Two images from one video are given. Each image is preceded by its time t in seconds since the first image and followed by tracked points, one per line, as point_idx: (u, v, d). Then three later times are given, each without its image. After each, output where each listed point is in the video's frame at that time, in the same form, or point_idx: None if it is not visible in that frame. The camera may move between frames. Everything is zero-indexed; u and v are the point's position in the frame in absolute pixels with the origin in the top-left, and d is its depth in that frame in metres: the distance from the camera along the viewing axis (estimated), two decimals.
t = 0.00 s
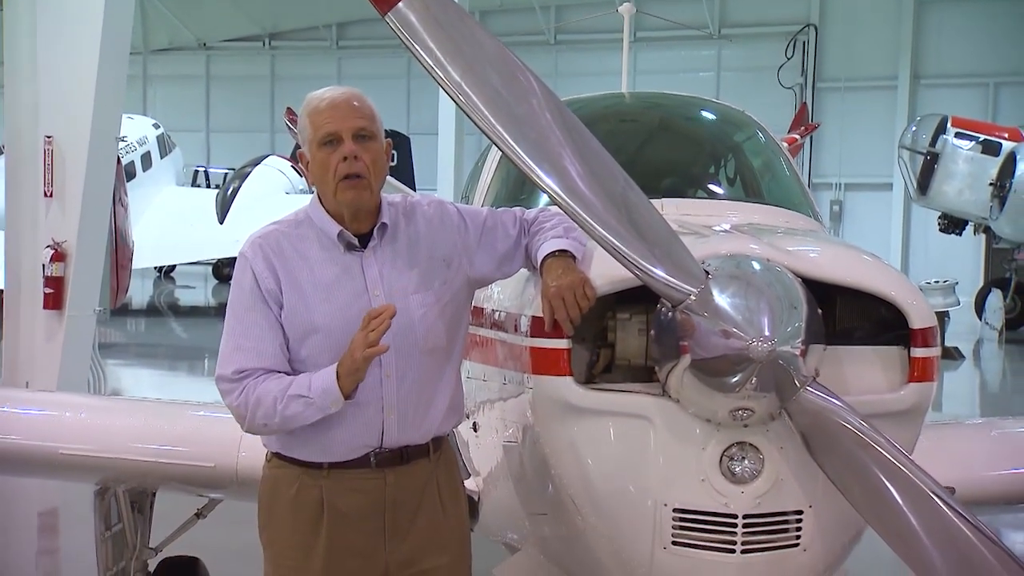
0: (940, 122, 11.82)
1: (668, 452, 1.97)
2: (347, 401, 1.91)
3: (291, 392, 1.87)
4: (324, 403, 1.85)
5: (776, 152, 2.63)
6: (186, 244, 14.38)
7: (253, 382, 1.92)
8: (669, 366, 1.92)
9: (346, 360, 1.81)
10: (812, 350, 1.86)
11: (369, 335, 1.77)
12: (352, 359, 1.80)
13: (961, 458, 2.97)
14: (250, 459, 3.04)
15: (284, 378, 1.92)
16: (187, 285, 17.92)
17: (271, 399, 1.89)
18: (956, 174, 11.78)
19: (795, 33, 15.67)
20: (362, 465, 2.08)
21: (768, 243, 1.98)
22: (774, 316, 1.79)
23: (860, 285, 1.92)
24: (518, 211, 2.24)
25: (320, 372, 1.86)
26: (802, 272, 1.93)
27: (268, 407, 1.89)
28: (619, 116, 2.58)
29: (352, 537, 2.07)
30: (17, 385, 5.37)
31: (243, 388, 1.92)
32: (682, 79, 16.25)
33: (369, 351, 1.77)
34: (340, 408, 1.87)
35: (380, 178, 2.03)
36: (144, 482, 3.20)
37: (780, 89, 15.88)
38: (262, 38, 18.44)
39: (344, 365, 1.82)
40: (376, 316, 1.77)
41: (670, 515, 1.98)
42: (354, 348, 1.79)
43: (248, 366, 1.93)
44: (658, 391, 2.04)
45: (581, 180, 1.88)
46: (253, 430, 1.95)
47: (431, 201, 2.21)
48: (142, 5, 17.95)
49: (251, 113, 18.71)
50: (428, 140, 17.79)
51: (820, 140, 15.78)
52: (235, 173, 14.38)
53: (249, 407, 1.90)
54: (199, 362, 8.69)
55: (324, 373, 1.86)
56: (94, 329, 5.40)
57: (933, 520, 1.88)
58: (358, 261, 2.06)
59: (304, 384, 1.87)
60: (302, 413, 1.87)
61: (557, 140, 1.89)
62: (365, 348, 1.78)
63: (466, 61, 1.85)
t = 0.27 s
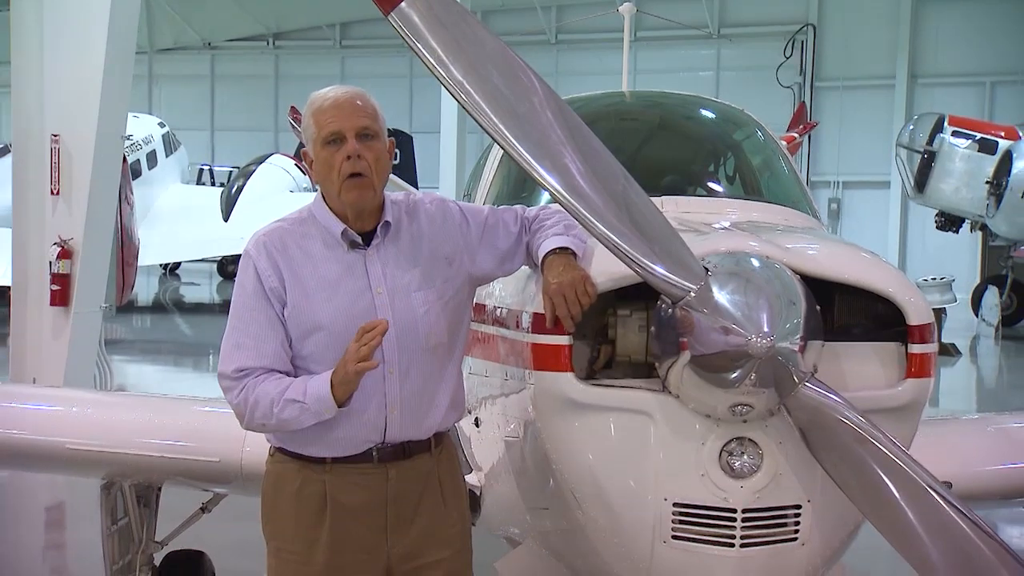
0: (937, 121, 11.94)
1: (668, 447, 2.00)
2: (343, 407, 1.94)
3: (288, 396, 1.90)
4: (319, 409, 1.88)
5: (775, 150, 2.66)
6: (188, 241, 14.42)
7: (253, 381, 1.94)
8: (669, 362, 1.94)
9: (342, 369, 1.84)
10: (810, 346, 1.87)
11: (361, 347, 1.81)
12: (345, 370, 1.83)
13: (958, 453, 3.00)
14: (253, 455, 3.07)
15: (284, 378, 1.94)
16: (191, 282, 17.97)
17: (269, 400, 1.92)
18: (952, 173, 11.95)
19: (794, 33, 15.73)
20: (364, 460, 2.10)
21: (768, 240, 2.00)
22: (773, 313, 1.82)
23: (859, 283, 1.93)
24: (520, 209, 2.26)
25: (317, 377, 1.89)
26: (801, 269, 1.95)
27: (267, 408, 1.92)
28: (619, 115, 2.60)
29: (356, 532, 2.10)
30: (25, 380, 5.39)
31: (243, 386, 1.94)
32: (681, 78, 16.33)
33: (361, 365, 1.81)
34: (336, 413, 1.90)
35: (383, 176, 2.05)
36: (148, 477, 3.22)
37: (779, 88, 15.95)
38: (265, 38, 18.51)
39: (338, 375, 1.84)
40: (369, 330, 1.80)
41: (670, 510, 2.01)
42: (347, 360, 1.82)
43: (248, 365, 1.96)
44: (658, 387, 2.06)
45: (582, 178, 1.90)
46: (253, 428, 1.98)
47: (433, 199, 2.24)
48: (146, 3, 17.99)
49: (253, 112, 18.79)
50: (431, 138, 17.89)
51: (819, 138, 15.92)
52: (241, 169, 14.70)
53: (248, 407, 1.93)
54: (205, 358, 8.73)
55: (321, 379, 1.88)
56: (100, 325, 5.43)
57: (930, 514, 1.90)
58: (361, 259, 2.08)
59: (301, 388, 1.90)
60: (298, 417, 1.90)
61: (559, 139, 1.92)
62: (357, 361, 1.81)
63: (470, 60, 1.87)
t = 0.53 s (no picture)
0: (934, 119, 11.89)
1: (668, 442, 2.02)
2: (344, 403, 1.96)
3: (290, 392, 1.92)
4: (321, 404, 1.90)
5: (774, 148, 2.68)
6: (190, 238, 14.46)
7: (255, 377, 1.96)
8: (668, 358, 1.96)
9: (343, 365, 1.86)
10: (810, 342, 1.89)
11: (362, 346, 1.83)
12: (347, 367, 1.85)
13: (957, 449, 3.01)
14: (257, 450, 3.09)
15: (285, 374, 1.96)
16: (196, 279, 18.03)
17: (271, 396, 1.93)
18: (949, 170, 11.98)
19: (792, 31, 15.77)
20: (365, 455, 2.12)
21: (766, 237, 2.02)
22: (772, 309, 1.82)
23: (856, 279, 1.96)
24: (520, 207, 2.28)
25: (319, 373, 1.91)
26: (800, 266, 1.96)
27: (268, 404, 1.94)
28: (620, 113, 2.62)
29: (358, 525, 2.12)
30: (32, 375, 5.43)
31: (246, 382, 1.96)
32: (681, 77, 16.37)
33: (361, 362, 1.83)
34: (337, 409, 1.92)
35: (384, 174, 2.07)
36: (153, 472, 3.25)
37: (778, 87, 15.98)
38: (268, 37, 18.52)
39: (339, 371, 1.86)
40: (370, 327, 1.82)
41: (670, 504, 2.03)
42: (348, 357, 1.84)
43: (250, 361, 1.98)
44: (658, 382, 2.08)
45: (582, 176, 1.92)
46: (255, 423, 2.00)
47: (434, 197, 2.26)
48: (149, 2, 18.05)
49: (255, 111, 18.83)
50: (433, 136, 17.92)
51: (818, 136, 15.92)
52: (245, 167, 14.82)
53: (250, 402, 1.95)
54: (208, 353, 8.77)
55: (322, 375, 1.91)
56: (105, 321, 5.46)
57: (927, 507, 1.92)
58: (362, 256, 2.10)
59: (302, 385, 1.92)
60: (300, 413, 1.92)
61: (560, 137, 1.94)
62: (358, 358, 1.83)
63: (472, 59, 1.89)
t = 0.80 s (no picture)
0: (932, 118, 11.99)
1: (668, 438, 2.03)
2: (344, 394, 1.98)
3: (291, 385, 1.93)
4: (321, 397, 1.91)
5: (773, 147, 2.70)
6: (192, 235, 14.49)
7: (256, 372, 1.98)
8: (669, 354, 1.97)
9: (341, 358, 1.88)
10: (808, 339, 1.90)
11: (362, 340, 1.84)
12: (347, 361, 1.87)
13: (955, 445, 3.03)
14: (261, 445, 3.11)
15: (284, 369, 1.98)
16: (200, 277, 18.08)
17: (271, 390, 1.95)
18: (947, 168, 12.01)
19: (791, 31, 15.81)
20: (366, 451, 2.14)
21: (766, 235, 2.03)
22: (772, 306, 1.83)
23: (855, 276, 1.97)
24: (519, 205, 2.30)
25: (318, 366, 1.93)
26: (798, 263, 1.98)
27: (269, 398, 1.95)
28: (620, 112, 2.64)
29: (359, 521, 2.14)
30: (37, 373, 5.45)
31: (246, 377, 1.98)
32: (681, 76, 16.38)
33: (361, 354, 1.84)
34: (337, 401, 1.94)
35: (383, 172, 2.09)
36: (158, 467, 3.27)
37: (777, 86, 16.00)
38: (271, 36, 18.52)
39: (339, 363, 1.88)
40: (373, 322, 1.84)
41: (670, 499, 2.04)
42: (346, 350, 1.86)
43: (250, 356, 1.99)
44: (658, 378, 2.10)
45: (582, 174, 1.94)
46: (256, 419, 2.01)
47: (434, 195, 2.27)
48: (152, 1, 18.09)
49: (257, 109, 18.86)
50: (434, 135, 17.95)
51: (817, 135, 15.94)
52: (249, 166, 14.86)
53: (251, 397, 1.96)
54: (212, 350, 8.79)
55: (321, 368, 1.92)
56: (110, 318, 5.48)
57: (926, 502, 1.94)
58: (362, 253, 2.12)
59: (302, 378, 1.93)
60: (301, 406, 1.93)
61: (560, 136, 1.95)
62: (357, 350, 1.85)
63: (472, 58, 1.90)
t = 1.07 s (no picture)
0: (929, 117, 11.98)
1: (666, 435, 2.05)
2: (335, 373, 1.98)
3: (284, 370, 1.95)
4: (313, 377, 1.92)
5: (771, 146, 2.72)
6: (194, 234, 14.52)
7: (252, 367, 2.00)
8: (667, 351, 1.99)
9: (326, 333, 1.89)
10: (806, 336, 1.93)
11: (341, 317, 1.84)
12: (331, 339, 1.88)
13: (953, 441, 3.05)
14: (263, 441, 3.13)
15: (279, 359, 1.99)
16: (203, 275, 18.12)
17: (266, 378, 1.97)
18: (944, 167, 12.02)
19: (789, 31, 15.81)
20: (367, 447, 2.15)
21: (764, 233, 2.05)
22: (771, 304, 1.86)
23: (852, 273, 1.99)
24: (518, 202, 2.32)
25: (308, 349, 1.94)
26: (794, 260, 2.00)
27: (264, 387, 1.96)
28: (620, 111, 2.65)
29: (359, 515, 2.15)
30: (41, 369, 5.44)
31: (242, 372, 2.00)
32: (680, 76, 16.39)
33: (342, 323, 1.84)
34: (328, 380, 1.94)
35: (383, 171, 2.10)
36: (161, 464, 3.28)
37: (775, 86, 16.03)
38: (273, 36, 18.53)
39: (326, 342, 1.89)
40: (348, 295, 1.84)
41: (669, 496, 2.05)
42: (327, 326, 1.87)
43: (249, 352, 2.01)
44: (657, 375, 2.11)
45: (582, 173, 1.95)
46: (254, 413, 2.03)
47: (434, 193, 2.29)
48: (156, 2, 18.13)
49: (257, 109, 18.88)
50: (434, 134, 17.99)
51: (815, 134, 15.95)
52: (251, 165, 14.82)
53: (248, 390, 1.98)
54: (215, 348, 8.80)
55: (312, 351, 1.93)
56: (114, 315, 5.50)
57: (923, 497, 1.95)
58: (363, 250, 2.13)
59: (294, 363, 1.95)
60: (295, 390, 1.94)
61: (560, 134, 1.97)
62: (338, 321, 1.85)
63: (473, 57, 1.91)
